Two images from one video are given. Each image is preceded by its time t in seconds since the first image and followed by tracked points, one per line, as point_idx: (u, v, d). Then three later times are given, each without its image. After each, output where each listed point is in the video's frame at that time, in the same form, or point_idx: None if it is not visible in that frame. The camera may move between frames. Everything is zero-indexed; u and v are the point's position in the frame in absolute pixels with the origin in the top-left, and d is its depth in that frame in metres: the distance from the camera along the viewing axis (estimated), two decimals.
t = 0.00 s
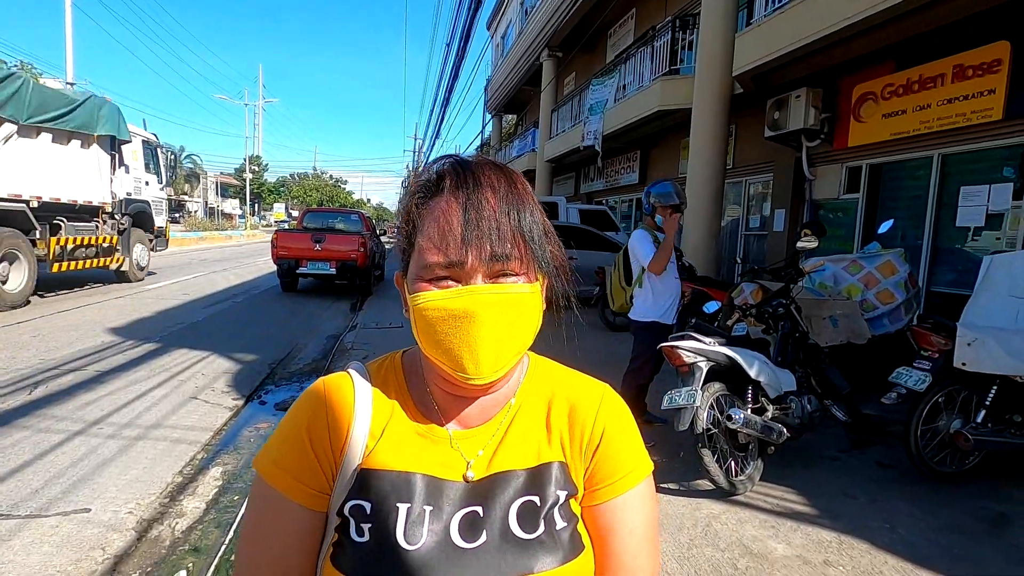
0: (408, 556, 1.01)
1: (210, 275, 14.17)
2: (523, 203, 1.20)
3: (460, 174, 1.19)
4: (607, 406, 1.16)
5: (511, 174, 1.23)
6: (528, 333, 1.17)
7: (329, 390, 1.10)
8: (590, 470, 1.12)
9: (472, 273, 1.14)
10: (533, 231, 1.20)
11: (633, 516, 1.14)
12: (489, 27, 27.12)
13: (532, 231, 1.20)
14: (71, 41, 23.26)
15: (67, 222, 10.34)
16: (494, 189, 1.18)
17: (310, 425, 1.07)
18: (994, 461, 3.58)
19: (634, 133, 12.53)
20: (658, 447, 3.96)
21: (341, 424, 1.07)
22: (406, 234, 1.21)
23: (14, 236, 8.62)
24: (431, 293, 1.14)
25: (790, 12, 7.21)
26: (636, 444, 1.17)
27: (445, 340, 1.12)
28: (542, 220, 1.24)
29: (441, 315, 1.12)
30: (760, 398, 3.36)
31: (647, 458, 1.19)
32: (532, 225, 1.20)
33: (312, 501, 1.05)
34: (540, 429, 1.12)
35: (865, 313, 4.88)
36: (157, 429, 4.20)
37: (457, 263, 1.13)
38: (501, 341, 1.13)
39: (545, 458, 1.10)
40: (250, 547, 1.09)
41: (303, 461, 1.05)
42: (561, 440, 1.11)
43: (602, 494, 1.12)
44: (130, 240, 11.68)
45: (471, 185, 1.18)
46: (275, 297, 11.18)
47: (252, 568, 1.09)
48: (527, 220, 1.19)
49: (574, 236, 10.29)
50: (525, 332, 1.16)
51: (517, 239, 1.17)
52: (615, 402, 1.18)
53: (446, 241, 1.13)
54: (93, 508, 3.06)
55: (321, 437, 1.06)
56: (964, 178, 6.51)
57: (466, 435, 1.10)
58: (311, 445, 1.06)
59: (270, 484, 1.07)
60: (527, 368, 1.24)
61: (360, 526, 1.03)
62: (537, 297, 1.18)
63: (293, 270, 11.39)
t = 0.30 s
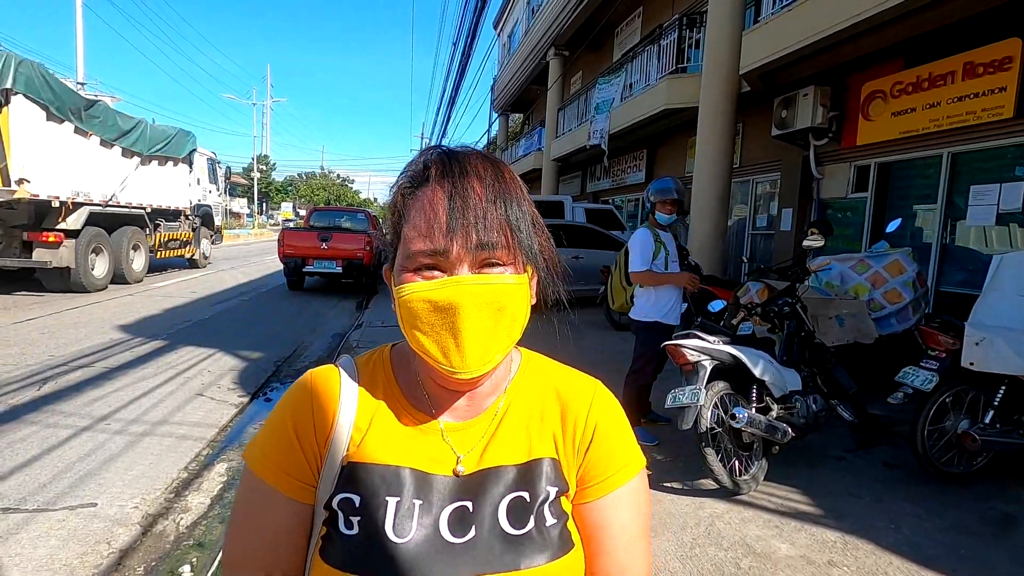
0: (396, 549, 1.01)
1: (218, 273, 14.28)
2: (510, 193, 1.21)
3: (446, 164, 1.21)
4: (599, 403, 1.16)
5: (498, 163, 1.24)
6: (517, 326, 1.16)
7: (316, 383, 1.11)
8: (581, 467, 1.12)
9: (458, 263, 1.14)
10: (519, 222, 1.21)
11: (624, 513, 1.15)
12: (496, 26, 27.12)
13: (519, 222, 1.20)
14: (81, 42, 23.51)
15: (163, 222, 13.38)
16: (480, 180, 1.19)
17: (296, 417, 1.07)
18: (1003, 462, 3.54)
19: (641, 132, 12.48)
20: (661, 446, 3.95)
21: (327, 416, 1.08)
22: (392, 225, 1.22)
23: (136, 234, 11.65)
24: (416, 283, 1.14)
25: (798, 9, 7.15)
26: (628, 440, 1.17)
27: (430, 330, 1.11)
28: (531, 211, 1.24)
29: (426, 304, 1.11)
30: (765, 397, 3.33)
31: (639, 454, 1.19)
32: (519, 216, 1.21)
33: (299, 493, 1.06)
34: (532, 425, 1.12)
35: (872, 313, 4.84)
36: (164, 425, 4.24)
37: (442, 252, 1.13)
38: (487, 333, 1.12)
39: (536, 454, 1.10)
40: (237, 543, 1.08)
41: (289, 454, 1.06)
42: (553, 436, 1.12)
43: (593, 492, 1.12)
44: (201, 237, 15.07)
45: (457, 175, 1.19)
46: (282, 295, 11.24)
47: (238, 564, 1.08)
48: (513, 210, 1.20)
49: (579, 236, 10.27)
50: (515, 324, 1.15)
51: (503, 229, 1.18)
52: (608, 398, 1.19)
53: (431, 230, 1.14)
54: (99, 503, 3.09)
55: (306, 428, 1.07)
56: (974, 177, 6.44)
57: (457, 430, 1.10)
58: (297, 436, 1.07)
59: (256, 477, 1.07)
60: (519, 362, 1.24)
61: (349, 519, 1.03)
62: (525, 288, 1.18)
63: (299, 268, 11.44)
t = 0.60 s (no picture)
0: (367, 551, 1.02)
1: (221, 275, 14.33)
2: (493, 189, 1.22)
3: (429, 161, 1.21)
4: (583, 396, 1.14)
5: (482, 161, 1.26)
6: (501, 325, 1.16)
7: (291, 389, 1.16)
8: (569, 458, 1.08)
9: (440, 260, 1.15)
10: (503, 217, 1.21)
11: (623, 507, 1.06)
12: (499, 28, 27.15)
13: (503, 218, 1.21)
14: (85, 45, 23.67)
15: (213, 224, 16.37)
16: (463, 176, 1.20)
17: (273, 421, 1.11)
18: (1006, 464, 3.52)
19: (643, 133, 12.49)
20: (662, 448, 3.95)
21: (303, 420, 1.12)
22: (374, 224, 1.22)
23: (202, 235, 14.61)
24: (399, 280, 1.15)
25: (801, 10, 7.14)
26: (617, 430, 1.12)
27: (412, 327, 1.12)
28: (514, 208, 1.25)
29: (410, 301, 1.12)
30: (766, 399, 3.33)
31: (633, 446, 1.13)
32: (504, 212, 1.22)
33: (273, 496, 1.10)
34: (513, 425, 1.12)
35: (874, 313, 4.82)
36: (166, 426, 4.25)
37: (425, 248, 1.14)
38: (468, 330, 1.13)
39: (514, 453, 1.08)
40: (220, 546, 1.13)
41: (265, 458, 1.10)
42: (533, 435, 1.10)
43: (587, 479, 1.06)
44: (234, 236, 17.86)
45: (440, 171, 1.19)
46: (285, 297, 11.28)
47: (223, 565, 1.12)
48: (498, 206, 1.21)
49: (581, 237, 10.28)
50: (497, 324, 1.15)
51: (486, 225, 1.18)
52: (594, 393, 1.16)
53: (414, 227, 1.14)
54: (102, 504, 3.10)
55: (280, 432, 1.11)
56: (978, 178, 6.42)
57: (435, 431, 1.11)
58: (272, 440, 1.11)
59: (235, 481, 1.11)
60: (503, 365, 1.25)
61: (320, 521, 1.04)
62: (509, 285, 1.18)
63: (302, 270, 11.46)
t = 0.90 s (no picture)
0: (339, 563, 1.05)
1: (223, 276, 14.40)
2: (477, 213, 1.27)
3: (416, 184, 1.26)
4: (555, 407, 1.17)
5: (467, 185, 1.30)
6: (481, 345, 1.24)
7: (285, 404, 1.20)
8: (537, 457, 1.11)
9: (424, 282, 1.20)
10: (486, 241, 1.26)
11: (595, 489, 1.07)
12: (499, 29, 27.25)
13: (484, 241, 1.26)
14: (87, 46, 23.80)
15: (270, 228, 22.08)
16: (448, 201, 1.24)
17: (263, 435, 1.15)
18: (998, 466, 3.57)
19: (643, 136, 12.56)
20: (658, 449, 4.01)
21: (291, 435, 1.15)
22: (362, 244, 1.27)
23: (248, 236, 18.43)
24: (383, 299, 1.21)
25: (800, 14, 7.19)
26: (588, 424, 1.15)
27: (395, 345, 1.19)
28: (496, 231, 1.30)
29: (393, 320, 1.19)
30: (761, 401, 3.39)
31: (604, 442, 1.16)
32: (485, 235, 1.27)
33: (265, 506, 1.14)
34: (484, 443, 1.15)
35: (870, 317, 4.87)
36: (170, 427, 4.31)
37: (409, 270, 1.19)
38: (450, 351, 1.20)
39: (485, 467, 1.13)
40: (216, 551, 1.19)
41: (254, 471, 1.14)
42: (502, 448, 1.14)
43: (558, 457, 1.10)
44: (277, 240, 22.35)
45: (426, 195, 1.24)
46: (286, 298, 11.35)
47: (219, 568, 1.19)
48: (480, 229, 1.26)
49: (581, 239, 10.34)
50: (474, 345, 1.22)
51: (469, 247, 1.23)
52: (564, 400, 1.20)
53: (400, 249, 1.19)
54: (109, 503, 3.16)
55: (269, 447, 1.15)
56: (976, 181, 6.46)
57: (413, 448, 1.14)
58: (262, 454, 1.15)
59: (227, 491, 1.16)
60: (483, 380, 1.28)
61: (297, 533, 1.08)
62: (490, 306, 1.25)
63: (303, 271, 11.52)
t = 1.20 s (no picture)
0: (334, 533, 1.11)
1: (219, 275, 14.43)
2: (462, 203, 1.32)
3: (404, 176, 1.31)
4: (538, 387, 1.24)
5: (452, 176, 1.36)
6: (466, 328, 1.30)
7: (282, 388, 1.27)
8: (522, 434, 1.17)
9: (412, 268, 1.26)
10: (471, 229, 1.33)
11: (576, 461, 1.13)
12: (495, 28, 27.24)
13: (469, 229, 1.32)
14: (81, 46, 23.76)
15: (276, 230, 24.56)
16: (436, 191, 1.30)
17: (262, 416, 1.22)
18: (980, 458, 3.66)
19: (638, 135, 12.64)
20: (649, 443, 4.09)
21: (287, 415, 1.22)
22: (354, 232, 1.33)
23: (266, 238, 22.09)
24: (373, 285, 1.27)
25: (791, 15, 7.28)
26: (570, 403, 1.22)
27: (386, 329, 1.26)
28: (481, 220, 1.37)
29: (383, 305, 1.26)
30: (749, 395, 3.47)
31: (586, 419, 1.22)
32: (470, 224, 1.33)
33: (262, 483, 1.20)
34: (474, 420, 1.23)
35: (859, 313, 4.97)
36: (169, 424, 4.36)
37: (398, 257, 1.25)
38: (434, 333, 1.25)
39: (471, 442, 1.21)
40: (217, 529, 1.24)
41: (253, 449, 1.20)
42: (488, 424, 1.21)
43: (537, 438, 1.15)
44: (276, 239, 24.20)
45: (413, 186, 1.30)
46: (283, 297, 11.40)
47: (220, 546, 1.23)
48: (465, 219, 1.32)
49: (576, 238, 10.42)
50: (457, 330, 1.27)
51: (454, 235, 1.29)
52: (545, 380, 1.28)
53: (389, 237, 1.25)
54: (110, 497, 3.22)
55: (268, 425, 1.22)
56: (964, 180, 6.56)
57: (404, 427, 1.21)
58: (260, 433, 1.21)
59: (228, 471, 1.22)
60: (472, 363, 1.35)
61: (294, 507, 1.14)
62: (476, 290, 1.31)
63: (300, 270, 11.54)
